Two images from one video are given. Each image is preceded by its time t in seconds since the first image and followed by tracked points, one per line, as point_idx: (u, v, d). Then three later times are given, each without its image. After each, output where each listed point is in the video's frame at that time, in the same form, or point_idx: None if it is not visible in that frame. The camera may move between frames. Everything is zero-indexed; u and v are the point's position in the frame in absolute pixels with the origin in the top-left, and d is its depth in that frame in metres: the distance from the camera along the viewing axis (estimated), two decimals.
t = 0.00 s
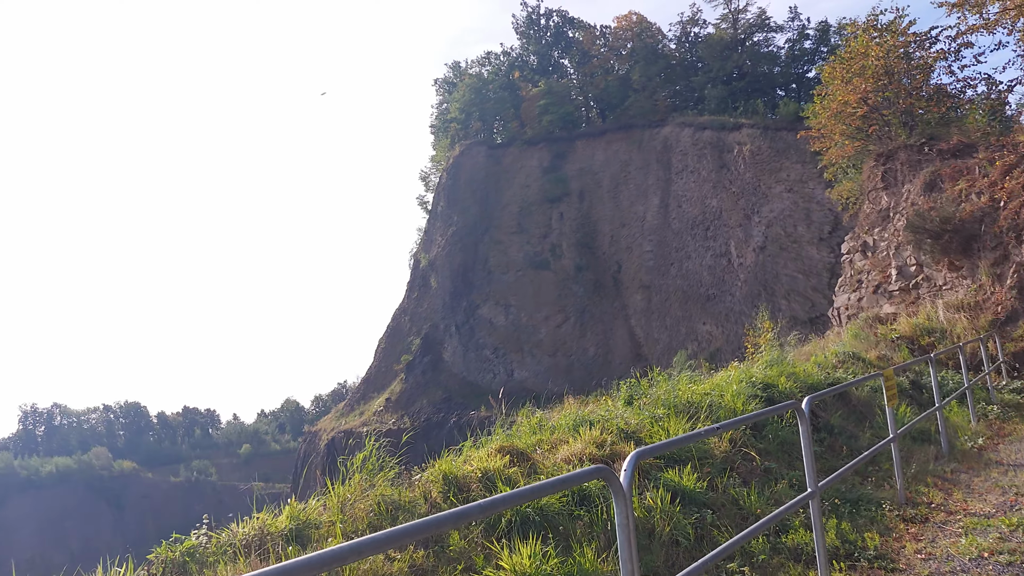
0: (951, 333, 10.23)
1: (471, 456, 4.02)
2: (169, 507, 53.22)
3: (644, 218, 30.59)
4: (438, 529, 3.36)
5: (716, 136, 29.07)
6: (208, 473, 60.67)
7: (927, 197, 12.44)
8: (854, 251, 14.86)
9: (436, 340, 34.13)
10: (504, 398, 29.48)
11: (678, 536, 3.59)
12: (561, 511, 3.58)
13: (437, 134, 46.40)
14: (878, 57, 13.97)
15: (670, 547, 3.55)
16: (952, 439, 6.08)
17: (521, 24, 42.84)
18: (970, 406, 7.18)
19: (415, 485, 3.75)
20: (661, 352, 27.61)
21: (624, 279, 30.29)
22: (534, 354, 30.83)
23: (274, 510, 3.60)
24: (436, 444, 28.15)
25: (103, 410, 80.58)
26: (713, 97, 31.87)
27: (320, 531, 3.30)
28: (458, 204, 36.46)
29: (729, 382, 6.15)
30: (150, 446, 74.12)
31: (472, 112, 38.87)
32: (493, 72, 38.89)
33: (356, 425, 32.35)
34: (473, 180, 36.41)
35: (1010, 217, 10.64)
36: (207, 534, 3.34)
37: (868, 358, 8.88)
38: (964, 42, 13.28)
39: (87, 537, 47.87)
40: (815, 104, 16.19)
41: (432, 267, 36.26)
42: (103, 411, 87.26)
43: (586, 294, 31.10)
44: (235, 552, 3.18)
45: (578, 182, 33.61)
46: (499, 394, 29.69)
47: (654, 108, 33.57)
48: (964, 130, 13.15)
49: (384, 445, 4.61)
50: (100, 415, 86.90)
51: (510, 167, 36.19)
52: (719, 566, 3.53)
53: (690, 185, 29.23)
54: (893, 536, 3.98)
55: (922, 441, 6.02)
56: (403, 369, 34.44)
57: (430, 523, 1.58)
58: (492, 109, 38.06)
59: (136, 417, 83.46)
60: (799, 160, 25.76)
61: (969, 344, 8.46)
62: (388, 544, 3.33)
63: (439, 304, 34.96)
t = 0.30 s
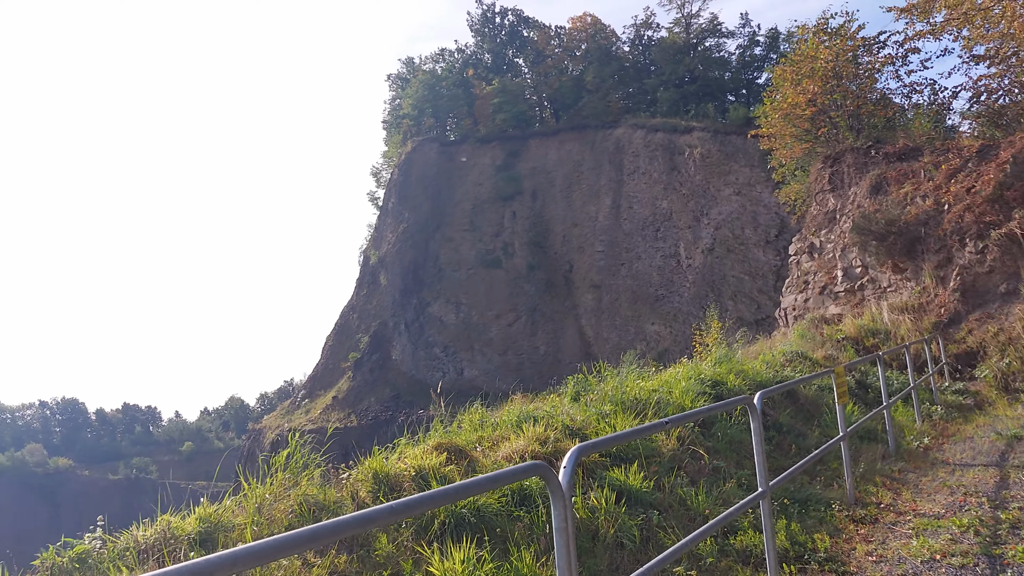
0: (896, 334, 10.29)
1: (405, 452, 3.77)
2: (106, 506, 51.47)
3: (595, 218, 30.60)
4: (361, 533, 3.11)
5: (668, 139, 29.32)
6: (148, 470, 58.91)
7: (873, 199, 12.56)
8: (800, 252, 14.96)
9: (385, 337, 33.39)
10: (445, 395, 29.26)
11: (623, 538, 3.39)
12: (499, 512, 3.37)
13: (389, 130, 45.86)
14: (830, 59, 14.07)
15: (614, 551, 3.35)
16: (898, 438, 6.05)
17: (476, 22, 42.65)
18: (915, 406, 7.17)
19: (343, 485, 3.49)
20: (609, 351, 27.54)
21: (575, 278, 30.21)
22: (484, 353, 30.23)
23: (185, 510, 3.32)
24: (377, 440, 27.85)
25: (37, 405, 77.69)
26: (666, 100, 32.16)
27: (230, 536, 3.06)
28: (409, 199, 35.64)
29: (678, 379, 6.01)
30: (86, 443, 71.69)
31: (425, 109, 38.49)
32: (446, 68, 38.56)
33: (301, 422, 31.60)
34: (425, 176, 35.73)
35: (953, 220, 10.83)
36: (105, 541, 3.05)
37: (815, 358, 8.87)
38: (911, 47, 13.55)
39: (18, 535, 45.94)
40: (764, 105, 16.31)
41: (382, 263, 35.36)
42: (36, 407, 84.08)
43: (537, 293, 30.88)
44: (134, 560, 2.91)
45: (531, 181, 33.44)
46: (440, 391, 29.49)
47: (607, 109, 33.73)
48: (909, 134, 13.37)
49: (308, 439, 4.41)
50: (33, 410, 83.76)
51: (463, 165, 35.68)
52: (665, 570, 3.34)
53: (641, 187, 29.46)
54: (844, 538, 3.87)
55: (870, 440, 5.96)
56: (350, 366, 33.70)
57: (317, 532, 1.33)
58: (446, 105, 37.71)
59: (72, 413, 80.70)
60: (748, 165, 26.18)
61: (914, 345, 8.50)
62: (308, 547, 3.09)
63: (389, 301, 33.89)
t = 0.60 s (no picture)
0: (862, 338, 10.23)
1: (351, 459, 3.52)
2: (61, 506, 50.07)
3: (565, 219, 30.47)
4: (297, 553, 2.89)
5: (638, 141, 29.32)
6: (105, 470, 57.48)
7: (841, 203, 12.54)
8: (768, 255, 14.92)
9: (351, 336, 32.74)
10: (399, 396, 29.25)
11: (585, 553, 3.17)
12: (451, 526, 3.18)
13: (358, 127, 45.38)
14: (800, 60, 14.07)
15: (574, 566, 3.12)
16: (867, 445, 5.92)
17: (447, 20, 42.40)
18: (883, 411, 7.06)
19: (281, 496, 3.26)
20: (577, 352, 27.36)
21: (544, 280, 30.03)
22: (451, 353, 29.89)
23: (107, 523, 3.10)
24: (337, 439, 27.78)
25: None
26: (636, 103, 32.22)
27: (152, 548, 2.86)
28: (377, 198, 35.14)
29: (645, 382, 5.81)
30: (41, 442, 69.84)
31: (395, 106, 38.12)
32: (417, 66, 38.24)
33: (265, 422, 30.97)
34: (394, 174, 35.29)
35: (921, 224, 10.82)
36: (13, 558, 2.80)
37: (783, 361, 8.75)
38: (880, 51, 13.62)
39: None
40: (734, 106, 16.29)
41: (348, 262, 34.85)
42: None
43: (506, 293, 30.64)
44: None
45: (501, 181, 33.21)
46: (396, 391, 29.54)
47: (577, 111, 33.68)
48: (877, 138, 13.38)
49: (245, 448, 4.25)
50: None
51: (432, 164, 35.29)
52: None
53: (611, 189, 29.42)
54: (814, 551, 3.70)
55: (839, 446, 5.82)
56: (315, 365, 33.10)
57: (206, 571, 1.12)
58: (415, 102, 37.37)
59: (28, 412, 78.60)
60: (717, 169, 26.24)
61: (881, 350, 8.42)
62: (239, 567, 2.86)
63: (355, 300, 33.41)
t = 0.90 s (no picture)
0: (848, 338, 10.08)
1: (315, 457, 3.29)
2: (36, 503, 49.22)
3: (549, 218, 30.31)
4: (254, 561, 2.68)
5: (623, 141, 29.21)
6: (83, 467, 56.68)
7: (827, 201, 12.41)
8: (753, 254, 14.81)
9: (332, 334, 32.55)
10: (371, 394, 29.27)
11: (566, 559, 2.96)
12: (422, 530, 3.01)
13: (342, 123, 45.02)
14: (787, 57, 13.95)
15: (555, 573, 2.91)
16: (857, 445, 5.76)
17: (432, 17, 42.17)
18: (872, 410, 6.90)
19: (236, 498, 3.05)
20: (560, 351, 27.16)
21: (528, 278, 29.83)
22: (434, 351, 29.61)
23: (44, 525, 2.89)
24: (317, 436, 27.67)
25: None
26: (622, 102, 32.14)
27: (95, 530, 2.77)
28: (360, 194, 34.64)
29: (630, 379, 5.59)
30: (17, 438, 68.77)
31: (379, 103, 37.82)
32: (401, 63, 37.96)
33: (245, 420, 30.54)
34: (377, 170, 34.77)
35: (908, 223, 10.71)
36: None
37: (769, 360, 8.58)
38: (867, 49, 13.55)
39: None
40: (720, 104, 16.16)
41: (331, 259, 34.44)
42: None
43: (490, 291, 30.41)
44: None
45: (486, 178, 32.97)
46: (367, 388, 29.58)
47: (562, 109, 33.55)
48: (863, 137, 13.29)
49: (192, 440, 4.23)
50: None
51: (416, 160, 34.86)
52: None
53: (595, 188, 29.29)
54: (808, 556, 3.52)
55: (829, 447, 5.65)
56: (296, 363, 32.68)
57: None
58: (400, 99, 37.06)
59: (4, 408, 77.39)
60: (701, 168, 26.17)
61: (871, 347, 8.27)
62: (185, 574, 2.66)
63: (337, 296, 33.07)
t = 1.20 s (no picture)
0: (839, 342, 9.89)
1: (277, 471, 3.07)
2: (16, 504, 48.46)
3: (538, 218, 30.12)
4: None
5: (612, 142, 29.10)
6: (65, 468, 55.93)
7: (818, 204, 12.25)
8: (743, 256, 14.66)
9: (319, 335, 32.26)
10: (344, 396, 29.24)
11: None
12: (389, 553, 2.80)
13: (330, 122, 44.71)
14: (778, 57, 13.81)
15: None
16: (851, 454, 5.57)
17: (422, 16, 41.98)
18: (865, 417, 6.72)
19: (187, 518, 2.83)
20: (549, 351, 26.93)
21: (517, 279, 29.60)
22: (421, 352, 29.31)
23: None
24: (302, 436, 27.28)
25: None
26: (611, 103, 32.03)
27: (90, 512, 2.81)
28: (348, 194, 34.23)
29: (618, 384, 5.36)
30: None
31: (368, 102, 37.52)
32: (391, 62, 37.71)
33: (230, 420, 30.07)
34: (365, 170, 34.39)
35: (900, 226, 10.56)
36: None
37: (760, 364, 8.41)
38: (858, 50, 13.42)
39: None
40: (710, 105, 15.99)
41: (318, 259, 33.98)
42: None
43: (478, 292, 30.16)
44: None
45: (475, 179, 32.72)
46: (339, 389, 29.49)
47: (551, 110, 33.40)
48: (854, 139, 13.15)
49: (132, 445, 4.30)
50: None
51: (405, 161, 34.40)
52: None
53: (585, 190, 29.15)
54: None
55: (823, 456, 5.45)
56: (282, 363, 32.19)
57: None
58: (389, 98, 36.75)
59: None
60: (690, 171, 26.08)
61: (865, 351, 8.12)
62: None
63: (324, 296, 32.73)
